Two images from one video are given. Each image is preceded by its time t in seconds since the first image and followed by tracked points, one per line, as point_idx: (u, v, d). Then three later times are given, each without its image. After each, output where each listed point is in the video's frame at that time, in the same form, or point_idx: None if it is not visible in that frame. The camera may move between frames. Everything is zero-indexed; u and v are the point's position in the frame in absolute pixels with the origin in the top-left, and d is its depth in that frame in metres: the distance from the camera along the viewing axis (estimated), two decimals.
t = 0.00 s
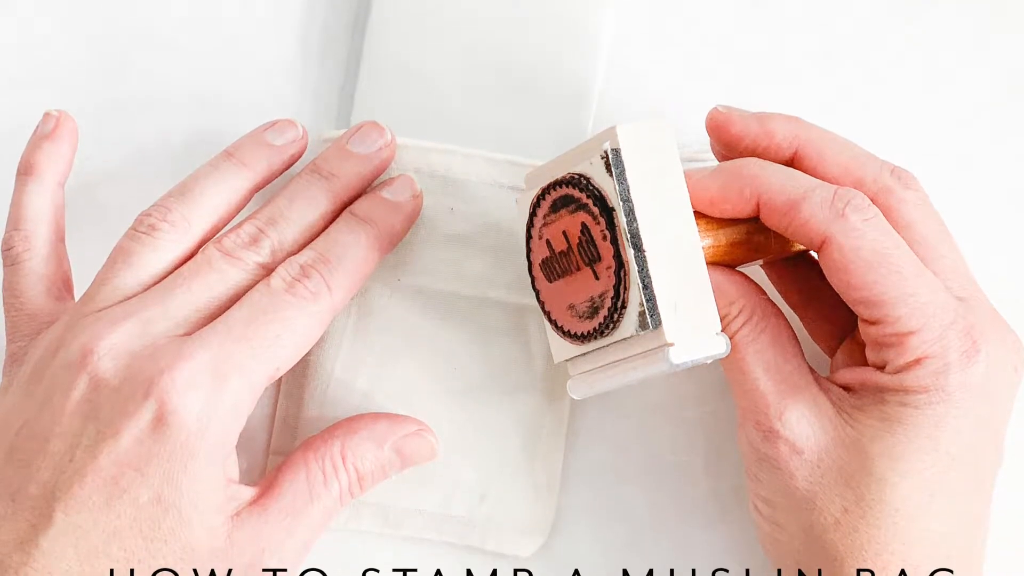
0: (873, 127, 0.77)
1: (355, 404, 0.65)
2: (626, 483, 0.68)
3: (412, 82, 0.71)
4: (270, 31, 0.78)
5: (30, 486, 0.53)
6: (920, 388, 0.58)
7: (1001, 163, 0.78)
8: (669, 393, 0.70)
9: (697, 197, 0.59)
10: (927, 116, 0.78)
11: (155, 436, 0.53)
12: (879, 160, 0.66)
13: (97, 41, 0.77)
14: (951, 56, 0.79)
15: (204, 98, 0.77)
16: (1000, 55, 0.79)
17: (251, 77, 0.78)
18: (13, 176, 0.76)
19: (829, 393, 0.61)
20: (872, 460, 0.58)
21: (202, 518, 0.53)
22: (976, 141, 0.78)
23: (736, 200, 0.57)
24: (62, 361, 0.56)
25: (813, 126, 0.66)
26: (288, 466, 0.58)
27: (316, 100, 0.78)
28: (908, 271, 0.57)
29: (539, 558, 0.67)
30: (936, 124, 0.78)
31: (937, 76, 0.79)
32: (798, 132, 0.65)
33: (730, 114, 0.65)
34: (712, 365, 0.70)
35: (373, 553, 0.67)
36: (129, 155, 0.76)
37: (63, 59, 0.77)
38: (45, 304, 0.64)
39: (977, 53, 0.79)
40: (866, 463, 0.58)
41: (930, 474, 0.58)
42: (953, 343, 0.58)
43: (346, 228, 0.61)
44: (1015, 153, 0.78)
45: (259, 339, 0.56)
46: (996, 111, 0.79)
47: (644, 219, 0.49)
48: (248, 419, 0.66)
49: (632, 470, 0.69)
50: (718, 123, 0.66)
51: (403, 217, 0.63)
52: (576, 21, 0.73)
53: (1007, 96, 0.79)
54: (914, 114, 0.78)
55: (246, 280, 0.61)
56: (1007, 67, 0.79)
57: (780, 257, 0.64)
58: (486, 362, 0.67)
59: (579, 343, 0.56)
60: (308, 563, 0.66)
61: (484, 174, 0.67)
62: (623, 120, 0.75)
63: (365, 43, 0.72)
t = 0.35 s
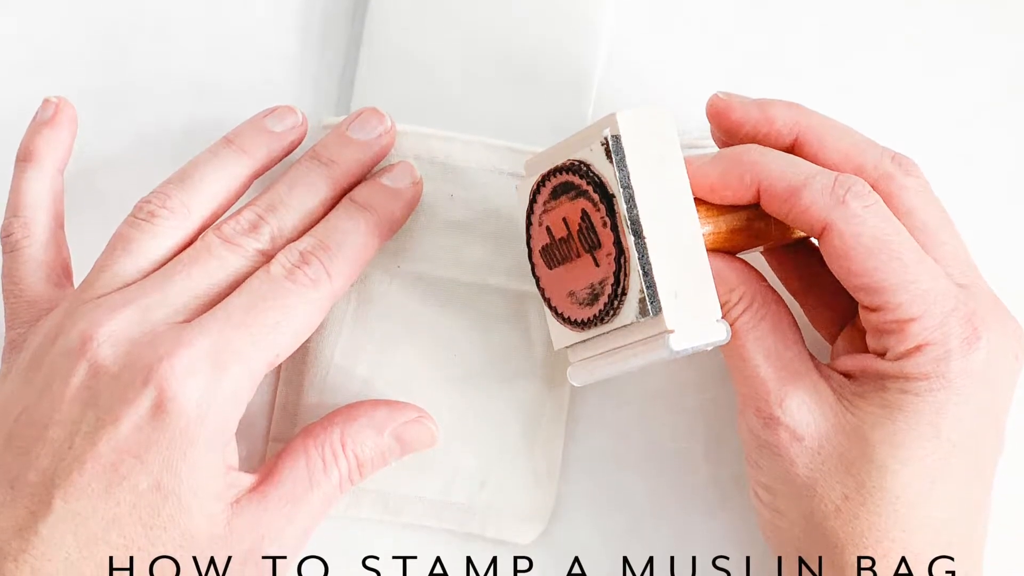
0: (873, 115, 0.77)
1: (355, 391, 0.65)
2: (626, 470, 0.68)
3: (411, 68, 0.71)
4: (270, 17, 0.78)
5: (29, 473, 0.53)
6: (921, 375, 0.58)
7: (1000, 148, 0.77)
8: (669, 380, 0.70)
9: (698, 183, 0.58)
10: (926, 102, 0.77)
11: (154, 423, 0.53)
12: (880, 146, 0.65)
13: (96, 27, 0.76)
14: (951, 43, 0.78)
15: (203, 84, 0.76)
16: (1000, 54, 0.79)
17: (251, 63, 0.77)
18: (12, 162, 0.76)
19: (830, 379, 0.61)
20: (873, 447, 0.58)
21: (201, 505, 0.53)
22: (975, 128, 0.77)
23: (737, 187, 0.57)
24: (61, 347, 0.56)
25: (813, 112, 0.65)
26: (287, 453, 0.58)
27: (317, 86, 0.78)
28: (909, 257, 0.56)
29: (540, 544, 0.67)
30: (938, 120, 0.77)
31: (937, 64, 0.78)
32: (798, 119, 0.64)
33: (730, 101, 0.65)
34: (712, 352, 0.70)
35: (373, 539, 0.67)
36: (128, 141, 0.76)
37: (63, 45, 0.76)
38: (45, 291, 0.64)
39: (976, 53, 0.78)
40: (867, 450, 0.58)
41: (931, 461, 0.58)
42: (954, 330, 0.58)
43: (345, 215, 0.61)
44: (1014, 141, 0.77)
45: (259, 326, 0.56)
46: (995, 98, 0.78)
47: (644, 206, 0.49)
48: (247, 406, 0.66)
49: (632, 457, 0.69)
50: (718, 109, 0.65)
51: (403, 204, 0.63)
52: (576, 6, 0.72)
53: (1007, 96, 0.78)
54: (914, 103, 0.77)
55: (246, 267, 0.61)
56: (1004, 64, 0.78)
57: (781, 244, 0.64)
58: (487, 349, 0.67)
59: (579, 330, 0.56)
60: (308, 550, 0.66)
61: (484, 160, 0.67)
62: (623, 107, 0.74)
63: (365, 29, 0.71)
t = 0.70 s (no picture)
0: (873, 103, 0.76)
1: (355, 378, 0.65)
2: (626, 457, 0.68)
3: (410, 53, 0.70)
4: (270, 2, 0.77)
5: (27, 460, 0.53)
6: (921, 362, 0.57)
7: (1001, 133, 0.76)
8: (669, 367, 0.70)
9: (698, 170, 0.58)
10: (926, 87, 0.77)
11: (153, 409, 0.53)
12: (881, 132, 0.65)
13: (96, 12, 0.76)
14: (952, 29, 0.78)
15: (203, 69, 0.76)
16: (1001, 45, 0.78)
17: (251, 49, 0.77)
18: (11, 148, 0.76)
19: (830, 366, 0.61)
20: (873, 434, 0.58)
21: (201, 492, 0.54)
22: (974, 112, 0.77)
23: (737, 173, 0.57)
24: (61, 334, 0.56)
25: (815, 98, 0.65)
26: (287, 439, 0.58)
27: (317, 72, 0.77)
28: (910, 244, 0.56)
29: (540, 531, 0.67)
30: (938, 112, 0.76)
31: (936, 50, 0.77)
32: (799, 105, 0.64)
33: (730, 87, 0.64)
34: (713, 339, 0.69)
35: (373, 526, 0.67)
36: (128, 127, 0.75)
37: (63, 30, 0.76)
38: (44, 277, 0.64)
39: (976, 48, 0.78)
40: (867, 437, 0.58)
41: (931, 448, 0.58)
42: (955, 317, 0.57)
43: (345, 202, 0.61)
44: (1014, 126, 0.76)
45: (258, 312, 0.56)
46: (996, 81, 0.77)
47: (644, 192, 0.49)
48: (246, 393, 0.66)
49: (632, 444, 0.69)
50: (719, 96, 0.64)
51: (402, 190, 0.63)
52: None
53: (1010, 87, 0.77)
54: (914, 91, 0.77)
55: (246, 254, 0.60)
56: (1003, 54, 0.78)
57: (782, 230, 0.63)
58: (487, 336, 0.67)
59: (579, 317, 0.55)
60: (307, 537, 0.66)
61: (484, 147, 0.67)
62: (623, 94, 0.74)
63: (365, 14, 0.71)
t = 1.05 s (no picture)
0: (873, 89, 0.75)
1: (355, 365, 0.65)
2: (626, 445, 0.68)
3: (409, 38, 0.70)
4: None
5: (27, 448, 0.53)
6: (922, 349, 0.57)
7: (1004, 121, 0.76)
8: (669, 354, 0.69)
9: (698, 157, 0.57)
10: (927, 69, 0.76)
11: (152, 396, 0.53)
12: (882, 118, 0.64)
13: None
14: (953, 14, 0.77)
15: (202, 55, 0.76)
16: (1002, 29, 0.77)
17: (250, 35, 0.76)
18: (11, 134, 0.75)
19: (830, 353, 0.60)
20: (874, 421, 0.58)
21: (200, 479, 0.54)
22: (975, 97, 0.76)
23: (737, 159, 0.56)
24: (60, 321, 0.56)
25: (815, 85, 0.64)
26: (286, 426, 0.58)
27: (316, 58, 0.77)
28: (911, 230, 0.55)
29: (540, 519, 0.68)
30: (939, 96, 0.76)
31: (937, 34, 0.76)
32: (800, 92, 0.63)
33: (730, 74, 0.64)
34: (714, 326, 0.69)
35: (373, 513, 0.67)
36: (128, 114, 0.75)
37: (63, 15, 0.75)
38: (44, 264, 0.64)
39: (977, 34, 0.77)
40: (868, 424, 0.58)
41: (932, 435, 0.58)
42: (955, 303, 0.57)
43: (345, 188, 0.61)
44: (1013, 112, 0.76)
45: (258, 299, 0.56)
46: (999, 68, 0.76)
47: (644, 178, 0.48)
48: (246, 380, 0.66)
49: (633, 431, 0.69)
50: (719, 83, 0.64)
51: (402, 177, 0.62)
52: None
53: (1014, 73, 0.76)
54: (914, 76, 0.76)
55: (245, 241, 0.60)
56: (1004, 37, 0.77)
57: (783, 217, 0.63)
58: (487, 323, 0.66)
59: (580, 304, 0.55)
60: (307, 524, 0.66)
61: (484, 133, 0.66)
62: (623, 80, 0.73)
63: None
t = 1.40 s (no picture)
0: (873, 75, 0.75)
1: (355, 353, 0.65)
2: (626, 432, 0.68)
3: (408, 23, 0.69)
4: None
5: (27, 434, 0.53)
6: (922, 336, 0.57)
7: (1006, 108, 0.75)
8: (669, 341, 0.69)
9: (698, 143, 0.57)
10: (928, 56, 0.75)
11: (152, 384, 0.53)
12: (882, 105, 0.64)
13: None
14: None
15: (202, 41, 0.75)
16: (1002, 4, 0.76)
17: (250, 21, 0.76)
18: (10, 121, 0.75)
19: (831, 340, 0.60)
20: (875, 408, 0.57)
21: (200, 466, 0.54)
22: (977, 80, 0.75)
23: (738, 146, 0.56)
24: (60, 308, 0.56)
25: (816, 72, 0.64)
26: (286, 414, 0.58)
27: (316, 44, 0.76)
28: (911, 217, 0.55)
29: (540, 506, 0.68)
30: (940, 80, 0.75)
31: (937, 17, 0.76)
32: (801, 79, 0.63)
33: (731, 60, 0.63)
34: (714, 313, 0.69)
35: (373, 500, 0.67)
36: (127, 100, 0.75)
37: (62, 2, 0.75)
38: (44, 250, 0.64)
39: (977, 16, 0.76)
40: (869, 411, 0.58)
41: (933, 422, 0.57)
42: (956, 290, 0.57)
43: (344, 175, 0.60)
44: (1015, 99, 0.75)
45: (258, 287, 0.56)
46: (1002, 54, 0.76)
47: (644, 164, 0.48)
48: (246, 367, 0.66)
49: (633, 419, 0.68)
50: (719, 69, 0.63)
51: (402, 164, 0.62)
52: None
53: (1017, 60, 0.76)
54: (915, 60, 0.75)
55: (245, 228, 0.60)
56: (1007, 24, 0.76)
57: (784, 204, 0.62)
58: (487, 310, 0.66)
59: (580, 291, 0.55)
60: (307, 511, 0.67)
61: (484, 119, 0.66)
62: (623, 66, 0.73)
63: None
